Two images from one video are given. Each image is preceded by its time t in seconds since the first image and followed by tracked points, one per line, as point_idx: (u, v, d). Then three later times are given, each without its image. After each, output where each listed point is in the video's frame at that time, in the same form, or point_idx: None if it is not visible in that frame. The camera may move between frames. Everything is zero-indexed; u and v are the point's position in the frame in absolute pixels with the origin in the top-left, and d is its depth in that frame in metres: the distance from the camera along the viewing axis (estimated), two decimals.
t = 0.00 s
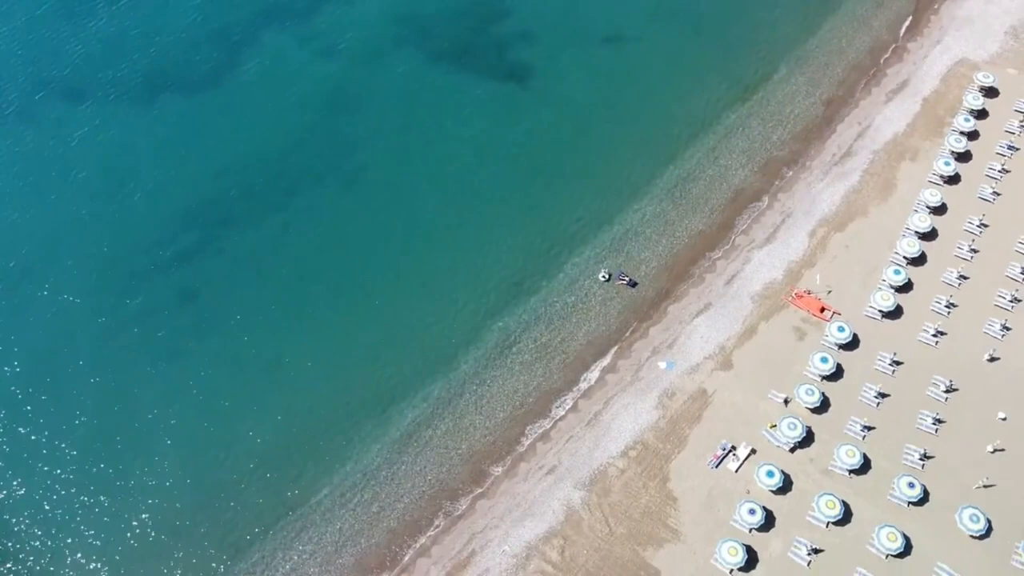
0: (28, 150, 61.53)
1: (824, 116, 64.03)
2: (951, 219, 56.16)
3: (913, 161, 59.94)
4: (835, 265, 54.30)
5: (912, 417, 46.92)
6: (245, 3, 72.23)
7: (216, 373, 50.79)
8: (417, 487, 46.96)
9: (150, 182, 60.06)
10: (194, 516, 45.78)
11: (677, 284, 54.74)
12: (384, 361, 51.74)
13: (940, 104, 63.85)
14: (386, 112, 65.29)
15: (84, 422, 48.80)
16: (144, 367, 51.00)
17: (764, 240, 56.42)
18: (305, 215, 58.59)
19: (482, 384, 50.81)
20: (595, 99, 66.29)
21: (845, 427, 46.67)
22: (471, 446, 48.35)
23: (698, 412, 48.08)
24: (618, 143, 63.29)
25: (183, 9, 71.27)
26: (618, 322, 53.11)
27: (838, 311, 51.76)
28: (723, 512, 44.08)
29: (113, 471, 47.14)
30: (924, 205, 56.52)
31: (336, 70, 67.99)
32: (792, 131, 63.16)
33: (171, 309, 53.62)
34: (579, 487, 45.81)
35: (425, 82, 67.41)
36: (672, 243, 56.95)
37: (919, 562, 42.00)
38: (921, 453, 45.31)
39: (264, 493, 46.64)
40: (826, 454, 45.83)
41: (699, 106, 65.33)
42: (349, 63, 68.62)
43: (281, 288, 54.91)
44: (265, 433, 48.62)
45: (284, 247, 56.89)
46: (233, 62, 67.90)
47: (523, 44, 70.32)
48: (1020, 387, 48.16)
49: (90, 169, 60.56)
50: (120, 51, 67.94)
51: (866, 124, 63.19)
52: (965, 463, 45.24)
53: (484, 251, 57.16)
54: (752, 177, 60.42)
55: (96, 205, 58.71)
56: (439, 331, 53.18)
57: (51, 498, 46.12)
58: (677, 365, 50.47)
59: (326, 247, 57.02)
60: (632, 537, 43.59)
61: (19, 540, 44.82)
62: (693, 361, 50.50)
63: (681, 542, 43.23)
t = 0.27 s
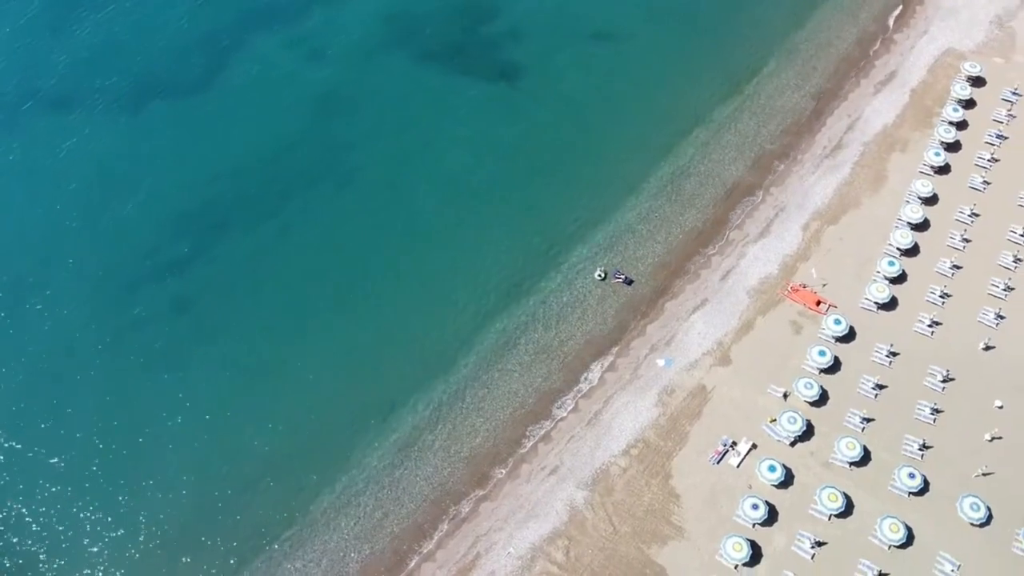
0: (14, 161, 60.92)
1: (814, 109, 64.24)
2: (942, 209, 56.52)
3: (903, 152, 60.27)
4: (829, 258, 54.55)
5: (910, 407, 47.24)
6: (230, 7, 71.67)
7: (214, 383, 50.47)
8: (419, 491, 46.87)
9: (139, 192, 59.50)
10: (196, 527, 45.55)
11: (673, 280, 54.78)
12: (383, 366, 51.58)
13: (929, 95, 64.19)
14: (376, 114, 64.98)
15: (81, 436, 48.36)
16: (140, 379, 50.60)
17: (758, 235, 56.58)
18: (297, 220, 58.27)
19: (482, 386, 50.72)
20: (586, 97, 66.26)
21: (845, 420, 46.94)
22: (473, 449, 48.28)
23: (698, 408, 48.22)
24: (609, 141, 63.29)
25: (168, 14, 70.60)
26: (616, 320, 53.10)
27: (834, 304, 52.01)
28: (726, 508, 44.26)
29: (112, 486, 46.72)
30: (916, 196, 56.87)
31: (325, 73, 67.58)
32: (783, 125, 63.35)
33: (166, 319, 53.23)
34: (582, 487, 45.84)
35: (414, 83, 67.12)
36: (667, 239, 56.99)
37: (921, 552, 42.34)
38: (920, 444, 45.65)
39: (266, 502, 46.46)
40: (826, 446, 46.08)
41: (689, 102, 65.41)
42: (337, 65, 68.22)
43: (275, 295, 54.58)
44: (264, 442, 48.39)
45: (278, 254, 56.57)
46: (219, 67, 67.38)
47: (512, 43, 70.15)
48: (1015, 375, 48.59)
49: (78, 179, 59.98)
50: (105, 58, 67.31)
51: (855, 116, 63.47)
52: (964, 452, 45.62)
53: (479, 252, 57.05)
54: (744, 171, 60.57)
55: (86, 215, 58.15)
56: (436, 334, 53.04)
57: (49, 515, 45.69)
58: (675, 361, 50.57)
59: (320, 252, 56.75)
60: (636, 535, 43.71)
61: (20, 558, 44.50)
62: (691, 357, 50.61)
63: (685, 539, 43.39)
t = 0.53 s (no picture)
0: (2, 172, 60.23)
1: (805, 103, 64.42)
2: (935, 200, 56.85)
3: (894, 144, 60.58)
4: (824, 251, 54.78)
5: (908, 399, 47.54)
6: (215, 11, 71.01)
7: (212, 392, 50.13)
8: (422, 495, 46.76)
9: (129, 201, 58.95)
10: (199, 538, 45.31)
11: (669, 277, 54.79)
12: (381, 371, 51.41)
13: (918, 86, 64.50)
14: (367, 116, 64.63)
15: (79, 450, 47.93)
16: (136, 390, 50.21)
17: (753, 230, 56.71)
18: (291, 225, 57.91)
19: (481, 388, 50.64)
20: (577, 95, 66.18)
21: (844, 413, 47.19)
22: (474, 451, 48.20)
23: (698, 405, 48.33)
24: (602, 139, 63.26)
25: (152, 19, 69.91)
26: (613, 319, 53.08)
27: (830, 297, 52.25)
28: (729, 504, 44.42)
29: (111, 500, 46.34)
30: (908, 187, 57.19)
31: (314, 76, 67.14)
32: (774, 119, 63.50)
33: (161, 329, 52.80)
34: (585, 487, 45.87)
35: (404, 84, 66.82)
36: (662, 236, 57.02)
37: (924, 542, 42.64)
38: (920, 435, 45.96)
39: (268, 511, 46.26)
40: (827, 440, 46.30)
41: (680, 98, 65.45)
42: (326, 68, 67.80)
43: (271, 301, 54.25)
44: (264, 450, 48.13)
45: (273, 260, 56.23)
46: (207, 72, 66.81)
47: (501, 42, 69.93)
48: (1011, 364, 48.98)
49: (67, 189, 59.40)
50: (91, 66, 66.66)
51: (845, 108, 63.69)
52: (963, 442, 45.96)
53: (474, 253, 56.91)
54: (737, 166, 60.66)
55: (76, 225, 57.62)
56: (434, 337, 52.90)
57: (48, 531, 45.30)
58: (674, 358, 50.64)
59: (315, 257, 56.46)
60: (640, 534, 43.80)
61: None
62: (690, 354, 50.70)
63: (690, 536, 43.51)
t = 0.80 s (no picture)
0: None
1: (796, 96, 64.57)
2: (928, 191, 57.17)
3: (886, 136, 60.86)
4: (819, 245, 54.99)
5: (907, 390, 47.83)
6: (202, 15, 70.47)
7: (211, 400, 49.88)
8: (425, 498, 46.73)
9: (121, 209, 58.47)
10: (202, 548, 45.14)
11: (666, 274, 54.86)
12: (380, 375, 51.27)
13: (907, 77, 64.78)
14: (359, 118, 64.33)
15: (77, 463, 47.55)
16: (134, 400, 49.87)
17: (748, 224, 56.85)
18: (284, 230, 57.60)
19: (481, 389, 50.62)
20: (569, 93, 66.14)
21: (844, 405, 47.44)
22: (476, 453, 48.18)
23: (699, 401, 48.45)
24: (594, 137, 63.26)
25: (139, 25, 69.32)
26: (611, 317, 53.14)
27: (827, 291, 52.49)
28: (732, 499, 44.59)
29: (112, 512, 46.03)
30: (901, 178, 57.49)
31: (303, 79, 66.78)
32: (765, 113, 63.65)
33: (157, 338, 52.43)
34: (588, 486, 45.94)
35: (395, 86, 66.55)
36: (657, 233, 57.09)
37: (927, 532, 42.93)
38: (919, 425, 46.27)
39: (271, 519, 46.13)
40: (827, 433, 46.52)
41: (672, 94, 65.50)
42: (315, 70, 67.42)
43: (267, 307, 53.97)
44: (265, 457, 47.96)
45: (268, 265, 55.92)
46: (195, 77, 66.33)
47: (491, 41, 69.76)
48: (1007, 352, 49.37)
49: (57, 199, 58.85)
50: (78, 73, 66.05)
51: (836, 101, 63.90)
52: (962, 431, 46.30)
53: (470, 255, 56.80)
54: (730, 161, 60.78)
55: (67, 235, 57.08)
56: (433, 339, 52.82)
57: (49, 546, 44.96)
58: (674, 355, 50.75)
59: (310, 261, 56.21)
60: (645, 531, 43.91)
61: None
62: (689, 351, 50.80)
63: (694, 532, 43.66)
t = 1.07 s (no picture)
0: None
1: (784, 88, 64.71)
2: (918, 180, 57.49)
3: (875, 126, 61.14)
4: (813, 236, 55.21)
5: (904, 379, 48.14)
6: (185, 19, 69.80)
7: (208, 409, 49.52)
8: (428, 502, 46.62)
9: (109, 219, 57.81)
10: (205, 558, 44.89)
11: (661, 269, 54.91)
12: (378, 379, 51.07)
13: (894, 66, 65.06)
14: (348, 120, 63.91)
15: (74, 477, 47.07)
16: (130, 412, 49.42)
17: (740, 217, 56.97)
18: (276, 235, 57.20)
19: (480, 390, 50.53)
20: (558, 90, 66.01)
21: (842, 396, 47.70)
22: (477, 455, 48.11)
23: (698, 396, 48.58)
24: (584, 134, 63.16)
25: (122, 31, 68.58)
26: (608, 314, 53.14)
27: (821, 282, 52.71)
28: (734, 493, 44.78)
29: (110, 525, 45.60)
30: (891, 168, 57.80)
31: (290, 82, 66.26)
32: (754, 105, 63.77)
33: (151, 348, 51.96)
34: (591, 484, 45.99)
35: (383, 86, 66.15)
36: (651, 228, 57.11)
37: (928, 520, 43.27)
38: (917, 414, 46.59)
39: (274, 527, 45.91)
40: (827, 424, 46.78)
41: (660, 89, 65.50)
42: (301, 73, 66.91)
43: (262, 313, 53.58)
44: (265, 466, 47.71)
45: (261, 271, 55.53)
46: (180, 83, 65.71)
47: (478, 39, 69.46)
48: (1001, 339, 49.80)
49: (44, 210, 58.15)
50: (61, 82, 65.28)
51: (825, 92, 64.08)
52: (959, 418, 46.67)
53: (464, 256, 56.62)
54: (721, 155, 60.86)
55: (55, 246, 56.44)
56: (430, 341, 52.68)
57: (48, 562, 44.45)
58: (671, 351, 50.84)
59: (304, 266, 55.85)
60: (649, 528, 44.03)
61: None
62: (686, 346, 50.91)
63: (698, 527, 43.81)
